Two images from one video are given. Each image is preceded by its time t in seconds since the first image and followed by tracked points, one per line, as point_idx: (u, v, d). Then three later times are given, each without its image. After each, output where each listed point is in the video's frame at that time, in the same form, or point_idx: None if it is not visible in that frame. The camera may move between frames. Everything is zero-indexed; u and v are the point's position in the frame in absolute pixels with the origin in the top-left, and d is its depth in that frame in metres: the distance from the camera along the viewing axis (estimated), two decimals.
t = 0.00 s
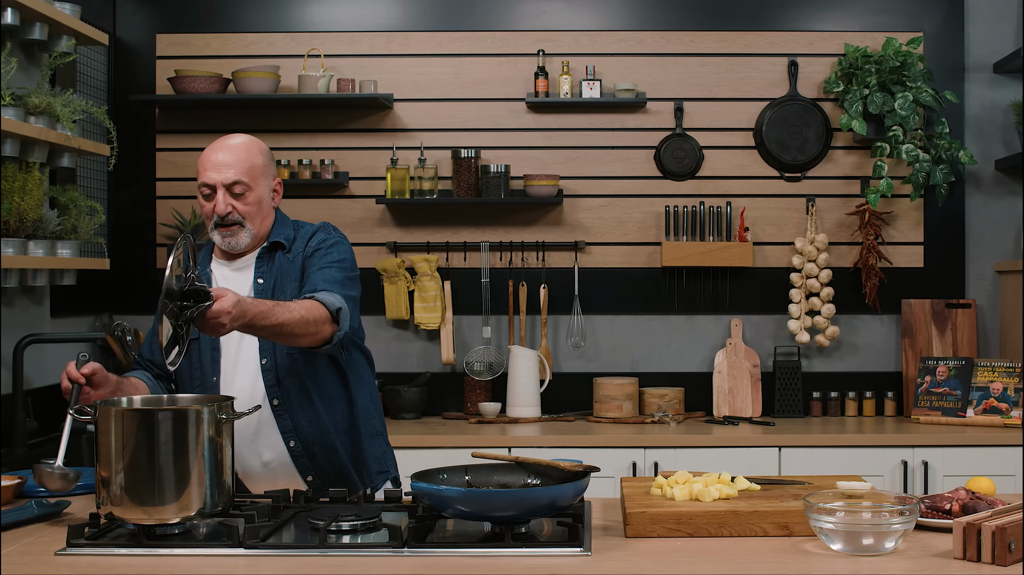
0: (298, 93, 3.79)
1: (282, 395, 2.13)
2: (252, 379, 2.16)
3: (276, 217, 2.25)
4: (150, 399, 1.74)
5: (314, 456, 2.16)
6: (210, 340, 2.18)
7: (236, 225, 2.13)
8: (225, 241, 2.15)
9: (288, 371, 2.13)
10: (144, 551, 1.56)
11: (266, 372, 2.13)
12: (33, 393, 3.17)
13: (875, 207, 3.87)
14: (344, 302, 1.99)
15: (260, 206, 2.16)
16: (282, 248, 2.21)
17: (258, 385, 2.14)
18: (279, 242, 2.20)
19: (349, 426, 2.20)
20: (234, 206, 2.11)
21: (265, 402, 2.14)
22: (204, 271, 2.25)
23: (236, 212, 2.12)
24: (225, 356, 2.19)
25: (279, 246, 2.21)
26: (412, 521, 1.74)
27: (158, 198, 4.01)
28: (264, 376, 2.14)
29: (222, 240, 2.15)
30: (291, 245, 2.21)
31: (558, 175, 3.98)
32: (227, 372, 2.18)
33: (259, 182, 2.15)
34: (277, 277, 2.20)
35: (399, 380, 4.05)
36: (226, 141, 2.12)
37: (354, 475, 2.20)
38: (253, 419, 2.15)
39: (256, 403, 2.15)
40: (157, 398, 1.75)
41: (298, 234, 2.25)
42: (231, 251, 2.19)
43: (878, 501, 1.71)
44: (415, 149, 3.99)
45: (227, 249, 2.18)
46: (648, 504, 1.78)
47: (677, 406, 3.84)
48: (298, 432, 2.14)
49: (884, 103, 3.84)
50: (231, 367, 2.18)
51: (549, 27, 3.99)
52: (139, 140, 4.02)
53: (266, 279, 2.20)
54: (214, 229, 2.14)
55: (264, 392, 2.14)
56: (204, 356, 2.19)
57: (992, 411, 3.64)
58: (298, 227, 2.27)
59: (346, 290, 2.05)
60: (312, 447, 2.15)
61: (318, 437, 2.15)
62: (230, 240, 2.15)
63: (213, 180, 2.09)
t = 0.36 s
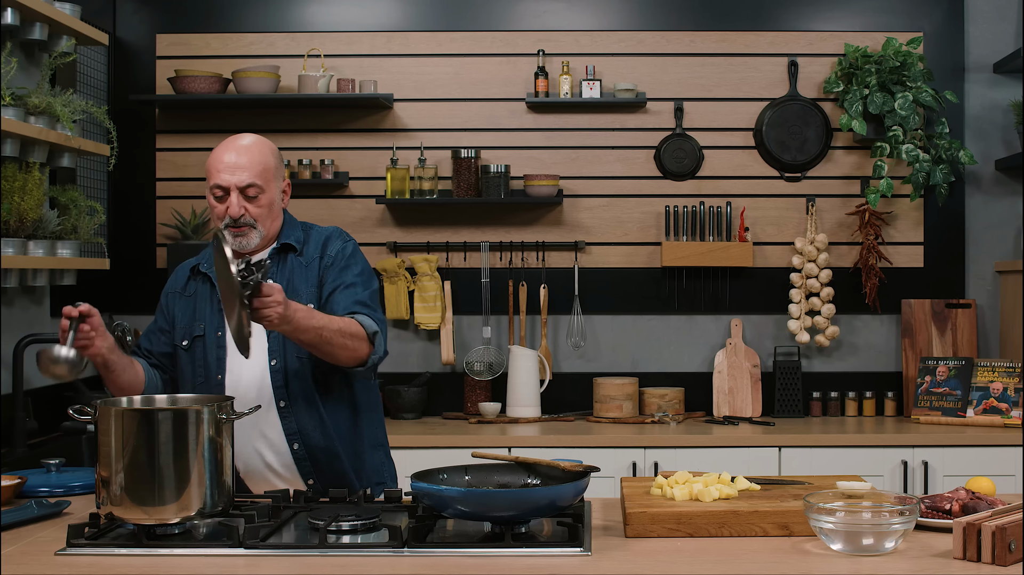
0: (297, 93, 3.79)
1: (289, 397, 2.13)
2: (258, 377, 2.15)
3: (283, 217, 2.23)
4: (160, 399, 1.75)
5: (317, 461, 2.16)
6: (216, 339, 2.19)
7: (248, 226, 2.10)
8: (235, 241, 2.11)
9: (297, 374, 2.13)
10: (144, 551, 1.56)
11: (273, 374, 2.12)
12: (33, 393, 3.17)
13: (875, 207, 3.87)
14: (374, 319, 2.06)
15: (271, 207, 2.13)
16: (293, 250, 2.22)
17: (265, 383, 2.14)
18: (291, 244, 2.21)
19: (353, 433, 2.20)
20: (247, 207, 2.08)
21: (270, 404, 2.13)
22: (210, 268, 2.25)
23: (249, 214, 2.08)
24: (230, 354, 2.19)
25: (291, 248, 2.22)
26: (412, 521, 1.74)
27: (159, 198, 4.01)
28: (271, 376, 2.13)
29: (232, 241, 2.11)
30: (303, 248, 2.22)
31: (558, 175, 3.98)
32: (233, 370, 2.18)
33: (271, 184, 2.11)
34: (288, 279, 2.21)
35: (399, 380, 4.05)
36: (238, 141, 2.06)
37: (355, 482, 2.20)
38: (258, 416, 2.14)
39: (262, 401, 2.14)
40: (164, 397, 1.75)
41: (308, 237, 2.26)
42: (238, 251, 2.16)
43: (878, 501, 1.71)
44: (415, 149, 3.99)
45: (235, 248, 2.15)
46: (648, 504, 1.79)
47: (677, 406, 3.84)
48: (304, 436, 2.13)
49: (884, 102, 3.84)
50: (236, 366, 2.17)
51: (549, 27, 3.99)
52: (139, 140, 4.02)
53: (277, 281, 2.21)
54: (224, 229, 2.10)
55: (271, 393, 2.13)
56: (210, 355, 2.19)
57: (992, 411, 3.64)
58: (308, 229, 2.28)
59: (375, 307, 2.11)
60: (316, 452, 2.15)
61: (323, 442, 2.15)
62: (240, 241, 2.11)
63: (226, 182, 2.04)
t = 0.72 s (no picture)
0: (297, 93, 3.79)
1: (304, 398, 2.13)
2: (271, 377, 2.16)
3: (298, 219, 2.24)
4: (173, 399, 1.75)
5: (324, 462, 2.16)
6: (229, 334, 2.19)
7: (262, 226, 2.11)
8: (249, 241, 2.12)
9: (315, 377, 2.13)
10: (144, 551, 1.56)
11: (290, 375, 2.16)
12: (33, 393, 3.17)
13: (875, 207, 3.87)
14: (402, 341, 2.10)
15: (286, 209, 2.14)
16: (311, 252, 2.22)
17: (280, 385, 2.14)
18: (308, 246, 2.20)
19: (361, 439, 2.21)
20: (262, 207, 2.09)
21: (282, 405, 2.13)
22: (223, 262, 2.21)
23: (264, 214, 2.10)
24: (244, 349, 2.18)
25: (308, 250, 2.21)
26: (412, 521, 1.74)
27: (159, 198, 4.02)
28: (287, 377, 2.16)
29: (246, 240, 2.12)
30: (321, 250, 2.22)
31: (558, 175, 3.98)
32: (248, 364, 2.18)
33: (287, 187, 2.13)
34: (305, 281, 2.20)
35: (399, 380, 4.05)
36: (257, 142, 2.10)
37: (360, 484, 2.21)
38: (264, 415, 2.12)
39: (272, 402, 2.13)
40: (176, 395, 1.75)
41: (323, 239, 2.25)
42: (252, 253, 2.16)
43: (878, 501, 1.71)
44: (415, 149, 3.99)
45: (248, 248, 2.15)
46: (648, 504, 1.78)
47: (677, 406, 3.85)
48: (316, 438, 2.13)
49: (884, 102, 3.84)
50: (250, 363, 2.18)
51: (548, 27, 3.99)
52: (139, 140, 4.02)
53: (293, 281, 2.20)
54: (237, 229, 2.11)
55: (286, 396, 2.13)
56: (221, 349, 2.19)
57: (992, 411, 3.64)
58: (322, 230, 2.28)
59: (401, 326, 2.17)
60: (325, 454, 2.15)
61: (333, 445, 2.15)
62: (253, 240, 2.12)
63: (242, 181, 2.07)
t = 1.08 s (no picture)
0: (297, 93, 3.79)
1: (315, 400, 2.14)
2: (282, 378, 2.16)
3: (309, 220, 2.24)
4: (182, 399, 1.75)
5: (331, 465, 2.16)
6: (242, 333, 2.18)
7: (275, 228, 2.11)
8: (261, 241, 2.12)
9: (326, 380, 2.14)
10: (144, 551, 1.56)
11: (302, 377, 2.16)
12: (33, 393, 3.17)
13: (875, 207, 3.87)
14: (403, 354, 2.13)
15: (300, 211, 2.14)
16: (323, 255, 2.22)
17: (292, 387, 2.16)
18: (321, 249, 2.21)
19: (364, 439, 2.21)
20: (276, 209, 2.09)
21: (295, 407, 2.16)
22: (235, 260, 2.20)
23: (278, 216, 2.10)
24: (256, 349, 2.18)
25: (320, 254, 2.21)
26: (412, 521, 1.74)
27: (159, 198, 4.02)
28: (300, 379, 2.16)
29: (259, 241, 2.12)
30: (332, 254, 2.22)
31: (558, 175, 3.98)
32: (260, 364, 2.17)
33: (302, 188, 2.13)
34: (318, 284, 2.20)
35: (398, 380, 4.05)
36: (274, 143, 2.09)
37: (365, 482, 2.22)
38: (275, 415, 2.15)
39: (284, 403, 2.16)
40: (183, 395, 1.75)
41: (334, 243, 2.26)
42: (263, 252, 2.17)
43: (878, 501, 1.71)
44: (415, 149, 3.99)
45: (259, 248, 2.15)
46: (648, 504, 1.78)
47: (677, 406, 3.85)
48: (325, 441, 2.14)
49: (884, 103, 3.84)
50: (261, 364, 2.17)
51: (549, 27, 3.99)
52: (139, 140, 4.02)
53: (305, 284, 2.20)
54: (251, 229, 2.12)
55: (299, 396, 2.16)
56: (232, 348, 2.18)
57: (992, 411, 3.64)
58: (332, 234, 2.28)
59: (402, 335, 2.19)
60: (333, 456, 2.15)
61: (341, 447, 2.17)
62: (266, 242, 2.13)
63: (257, 183, 2.06)
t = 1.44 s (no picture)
0: (297, 93, 3.79)
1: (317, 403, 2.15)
2: (284, 380, 2.16)
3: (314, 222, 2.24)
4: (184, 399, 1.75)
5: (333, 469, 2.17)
6: (245, 334, 2.18)
7: (281, 229, 2.11)
8: (268, 243, 2.12)
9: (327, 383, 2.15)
10: (144, 551, 1.56)
11: (305, 379, 2.16)
12: (33, 393, 3.17)
13: (875, 207, 3.87)
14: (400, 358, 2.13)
15: (306, 213, 2.14)
16: (326, 258, 2.22)
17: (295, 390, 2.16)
18: (325, 252, 2.21)
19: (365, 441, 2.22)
20: (283, 211, 2.09)
21: (297, 409, 2.16)
22: (239, 260, 2.20)
23: (285, 218, 2.10)
24: (260, 349, 2.18)
25: (324, 257, 2.22)
26: (412, 521, 1.74)
27: (158, 198, 4.02)
28: (302, 382, 2.16)
29: (265, 241, 2.12)
30: (336, 257, 2.22)
31: (558, 175, 3.98)
32: (263, 366, 2.17)
33: (309, 190, 2.13)
34: (321, 287, 2.20)
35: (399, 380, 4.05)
36: (281, 145, 2.09)
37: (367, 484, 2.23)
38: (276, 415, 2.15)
39: (286, 406, 2.16)
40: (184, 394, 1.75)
41: (338, 245, 2.26)
42: (268, 253, 2.16)
43: (878, 501, 1.71)
44: (415, 149, 3.99)
45: (265, 250, 2.15)
46: (648, 504, 1.78)
47: (677, 406, 3.84)
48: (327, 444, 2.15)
49: (884, 103, 3.84)
50: (264, 365, 2.17)
51: (549, 27, 3.99)
52: (139, 140, 4.02)
53: (308, 286, 2.20)
54: (257, 229, 2.11)
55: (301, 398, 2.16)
56: (236, 349, 2.18)
57: (992, 411, 3.64)
58: (336, 236, 2.28)
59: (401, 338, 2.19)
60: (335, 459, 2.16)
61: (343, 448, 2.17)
62: (272, 243, 2.12)
63: (264, 185, 2.06)
